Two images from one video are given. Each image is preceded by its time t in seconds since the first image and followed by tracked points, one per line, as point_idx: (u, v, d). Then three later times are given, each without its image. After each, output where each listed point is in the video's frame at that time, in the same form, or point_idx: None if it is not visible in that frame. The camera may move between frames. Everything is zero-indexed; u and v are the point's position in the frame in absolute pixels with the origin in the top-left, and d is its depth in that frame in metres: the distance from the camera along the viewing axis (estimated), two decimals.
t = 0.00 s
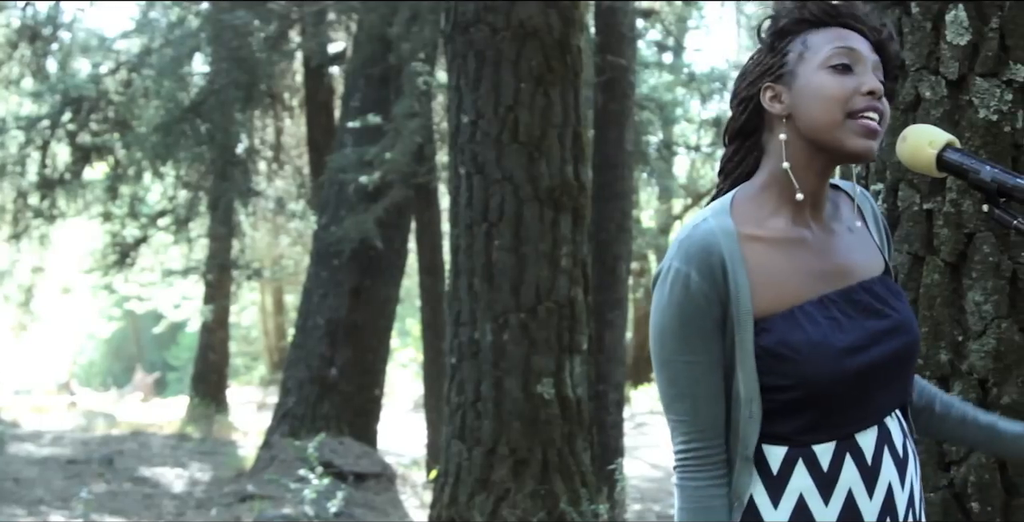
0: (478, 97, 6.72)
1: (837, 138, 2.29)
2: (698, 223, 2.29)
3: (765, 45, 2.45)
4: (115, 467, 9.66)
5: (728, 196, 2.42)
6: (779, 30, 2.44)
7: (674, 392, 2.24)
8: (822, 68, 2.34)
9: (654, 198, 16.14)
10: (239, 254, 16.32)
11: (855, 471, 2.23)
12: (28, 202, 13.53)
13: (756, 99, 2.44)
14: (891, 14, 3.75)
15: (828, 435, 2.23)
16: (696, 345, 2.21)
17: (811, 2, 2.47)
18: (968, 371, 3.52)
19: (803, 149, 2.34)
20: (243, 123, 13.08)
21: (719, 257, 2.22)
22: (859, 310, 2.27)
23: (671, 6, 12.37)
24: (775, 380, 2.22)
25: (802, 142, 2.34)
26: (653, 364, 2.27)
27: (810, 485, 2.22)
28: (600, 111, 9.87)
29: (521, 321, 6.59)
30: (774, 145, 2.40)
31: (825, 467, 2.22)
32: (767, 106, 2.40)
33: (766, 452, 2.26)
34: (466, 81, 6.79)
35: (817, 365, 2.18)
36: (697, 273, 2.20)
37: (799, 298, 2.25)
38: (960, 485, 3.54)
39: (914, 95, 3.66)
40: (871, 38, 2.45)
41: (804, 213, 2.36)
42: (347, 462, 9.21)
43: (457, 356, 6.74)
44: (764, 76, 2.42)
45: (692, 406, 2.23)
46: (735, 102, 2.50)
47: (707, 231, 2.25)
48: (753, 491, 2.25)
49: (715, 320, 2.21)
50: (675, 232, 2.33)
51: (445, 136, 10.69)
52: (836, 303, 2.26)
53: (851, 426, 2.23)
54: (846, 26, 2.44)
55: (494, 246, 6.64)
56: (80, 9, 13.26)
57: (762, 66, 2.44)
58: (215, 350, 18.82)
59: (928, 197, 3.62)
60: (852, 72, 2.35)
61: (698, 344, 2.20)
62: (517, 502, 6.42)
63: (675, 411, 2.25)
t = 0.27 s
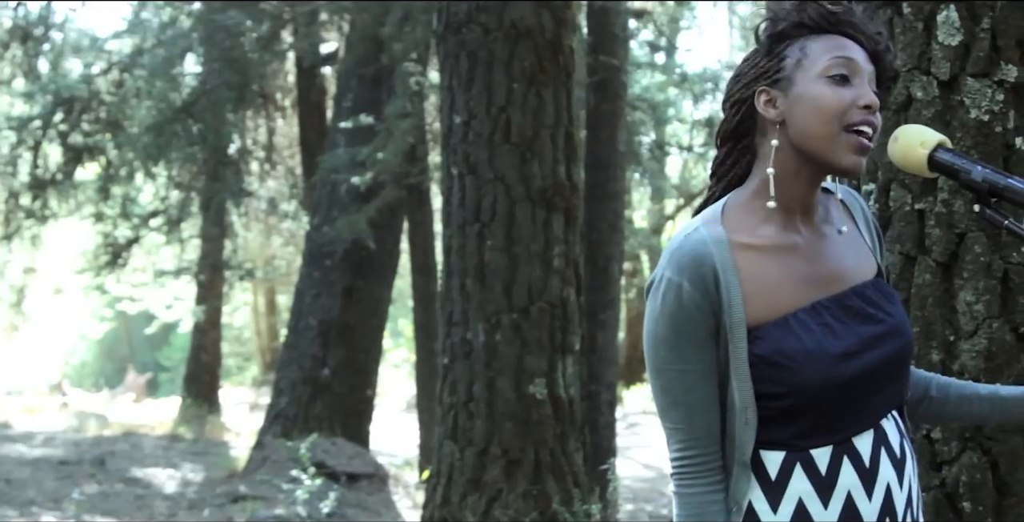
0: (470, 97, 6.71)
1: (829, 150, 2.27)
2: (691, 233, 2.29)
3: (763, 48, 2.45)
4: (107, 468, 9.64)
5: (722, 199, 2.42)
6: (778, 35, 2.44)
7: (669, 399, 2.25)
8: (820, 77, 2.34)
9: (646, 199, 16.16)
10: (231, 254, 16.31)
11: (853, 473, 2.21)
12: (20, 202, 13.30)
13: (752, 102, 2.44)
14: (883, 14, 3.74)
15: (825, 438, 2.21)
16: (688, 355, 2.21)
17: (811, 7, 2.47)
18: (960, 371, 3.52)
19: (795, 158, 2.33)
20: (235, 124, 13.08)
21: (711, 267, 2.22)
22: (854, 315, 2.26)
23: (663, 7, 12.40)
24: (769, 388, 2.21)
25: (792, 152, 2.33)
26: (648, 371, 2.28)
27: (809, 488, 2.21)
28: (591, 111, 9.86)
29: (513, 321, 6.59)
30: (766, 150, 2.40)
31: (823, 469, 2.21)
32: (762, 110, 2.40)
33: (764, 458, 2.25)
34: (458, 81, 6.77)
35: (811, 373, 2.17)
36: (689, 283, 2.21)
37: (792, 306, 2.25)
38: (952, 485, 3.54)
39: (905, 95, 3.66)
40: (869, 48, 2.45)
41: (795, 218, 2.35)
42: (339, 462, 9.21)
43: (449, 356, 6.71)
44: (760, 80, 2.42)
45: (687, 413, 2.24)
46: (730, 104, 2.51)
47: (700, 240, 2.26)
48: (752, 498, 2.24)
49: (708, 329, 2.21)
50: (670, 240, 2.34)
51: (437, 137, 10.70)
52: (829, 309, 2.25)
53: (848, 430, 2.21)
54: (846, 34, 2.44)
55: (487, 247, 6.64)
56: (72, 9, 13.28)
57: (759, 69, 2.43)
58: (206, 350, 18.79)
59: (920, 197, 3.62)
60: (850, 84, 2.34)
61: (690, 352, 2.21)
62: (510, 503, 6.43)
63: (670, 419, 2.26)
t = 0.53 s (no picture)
0: (458, 97, 6.69)
1: (822, 149, 2.31)
2: (691, 223, 2.30)
3: (741, 47, 2.44)
4: (93, 469, 9.60)
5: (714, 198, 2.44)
6: (756, 34, 2.43)
7: (669, 387, 2.24)
8: (807, 75, 2.35)
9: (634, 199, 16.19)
10: (217, 255, 16.29)
11: (845, 471, 2.25)
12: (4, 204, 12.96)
13: (737, 105, 2.44)
14: (869, 14, 3.74)
15: (819, 432, 2.25)
16: (691, 339, 2.21)
17: None
18: (946, 370, 3.54)
19: (786, 157, 2.37)
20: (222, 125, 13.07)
21: (715, 253, 2.23)
22: (849, 308, 2.30)
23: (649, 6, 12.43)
24: (769, 375, 2.22)
25: (783, 151, 2.36)
26: (646, 360, 2.26)
27: (804, 485, 2.24)
28: (578, 111, 9.86)
29: (500, 321, 6.59)
30: (758, 154, 2.41)
31: (818, 465, 2.24)
32: (750, 113, 2.41)
33: (760, 451, 2.25)
34: (445, 81, 6.76)
35: (812, 361, 2.20)
36: (693, 268, 2.21)
37: (790, 296, 2.27)
38: (937, 485, 3.55)
39: (891, 95, 3.65)
40: (846, 35, 2.46)
41: (789, 215, 2.39)
42: (326, 463, 9.21)
43: (436, 356, 6.70)
44: (744, 81, 2.42)
45: (688, 400, 2.22)
46: (713, 106, 2.50)
47: (703, 228, 2.26)
48: (749, 494, 2.25)
49: (711, 313, 2.21)
50: (668, 231, 2.34)
51: (424, 137, 10.69)
52: (825, 301, 2.28)
53: (843, 422, 2.26)
54: (823, 25, 2.44)
55: (474, 247, 6.63)
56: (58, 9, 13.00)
57: (741, 71, 2.43)
58: (193, 351, 18.75)
59: (906, 197, 3.63)
60: (834, 79, 2.35)
61: (694, 337, 2.21)
62: (497, 503, 6.43)
63: (670, 406, 2.24)
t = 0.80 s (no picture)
0: (447, 97, 6.68)
1: (817, 148, 2.32)
2: (689, 207, 2.30)
3: (721, 52, 2.44)
4: (83, 470, 9.57)
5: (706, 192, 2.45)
6: (738, 37, 2.42)
7: (661, 364, 2.22)
8: (793, 75, 2.35)
9: (623, 198, 16.20)
10: (207, 255, 16.27)
11: (828, 466, 2.28)
12: None
13: (726, 110, 2.44)
14: (858, 14, 3.74)
15: (806, 423, 2.26)
16: (688, 316, 2.20)
17: None
18: (936, 369, 3.54)
19: (778, 155, 2.39)
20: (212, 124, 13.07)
21: (715, 232, 2.24)
22: (841, 301, 2.33)
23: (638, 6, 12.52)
24: (763, 360, 2.22)
25: (777, 151, 2.38)
26: (639, 337, 2.25)
27: (787, 478, 2.25)
28: (567, 111, 9.85)
29: (490, 321, 6.58)
30: (751, 156, 2.42)
31: (803, 459, 2.25)
32: (739, 118, 2.40)
33: (746, 439, 2.25)
34: (434, 81, 6.75)
35: (808, 347, 2.22)
36: (692, 245, 2.22)
37: (785, 285, 2.29)
38: (926, 484, 3.57)
39: (880, 95, 3.65)
40: (824, 25, 2.46)
41: (783, 207, 2.42)
42: (316, 463, 9.20)
43: (426, 356, 6.70)
44: (731, 86, 2.41)
45: (680, 377, 2.21)
46: (698, 111, 2.50)
47: (703, 210, 2.28)
48: (730, 482, 2.25)
49: (708, 293, 2.21)
50: (663, 214, 2.34)
51: (414, 137, 10.69)
52: (819, 291, 2.31)
53: (832, 416, 2.28)
54: (800, 20, 2.44)
55: (463, 247, 6.63)
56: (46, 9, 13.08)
57: (726, 77, 2.42)
58: (182, 351, 18.73)
59: (895, 197, 3.64)
60: (820, 75, 2.35)
61: (690, 314, 2.20)
62: (487, 503, 6.44)
63: (661, 384, 2.22)
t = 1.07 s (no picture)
0: (436, 97, 6.68)
1: (819, 146, 2.36)
2: (688, 197, 2.34)
3: (711, 62, 2.47)
4: (70, 470, 9.53)
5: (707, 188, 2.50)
6: (726, 44, 2.45)
7: (656, 348, 2.25)
8: (783, 79, 2.39)
9: (613, 198, 16.21)
10: (195, 255, 16.26)
11: (804, 473, 2.33)
12: None
13: (721, 118, 2.48)
14: (846, 15, 3.74)
15: (784, 430, 2.32)
16: (687, 303, 2.24)
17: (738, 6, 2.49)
18: (924, 370, 3.54)
19: (775, 157, 2.43)
20: (197, 124, 13.01)
21: (716, 223, 2.28)
22: (830, 307, 2.39)
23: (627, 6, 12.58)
24: (756, 356, 2.27)
25: (778, 155, 2.43)
26: (634, 321, 2.28)
27: (763, 480, 2.30)
28: (556, 111, 9.85)
29: (478, 321, 6.58)
30: (750, 161, 2.48)
31: (779, 464, 2.31)
32: (735, 126, 2.45)
33: (730, 439, 2.30)
34: (423, 81, 6.75)
35: (801, 347, 2.27)
36: (694, 233, 2.26)
37: (779, 286, 2.34)
38: (914, 484, 3.56)
39: (867, 96, 3.64)
40: (810, 22, 2.50)
41: (783, 204, 2.48)
42: (305, 463, 9.19)
43: (415, 357, 6.68)
44: (725, 95, 2.45)
45: (675, 363, 2.24)
46: (693, 120, 2.54)
47: (705, 201, 2.32)
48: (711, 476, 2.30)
49: (706, 282, 2.25)
50: (660, 206, 2.38)
51: (402, 137, 10.69)
52: (810, 294, 2.37)
53: (814, 423, 2.34)
54: (785, 19, 2.47)
55: (452, 247, 6.62)
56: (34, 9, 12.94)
57: (717, 85, 2.46)
58: (170, 352, 18.70)
59: (883, 197, 3.64)
60: (811, 76, 2.39)
61: (688, 301, 2.24)
62: (476, 503, 6.44)
63: (655, 368, 2.25)
